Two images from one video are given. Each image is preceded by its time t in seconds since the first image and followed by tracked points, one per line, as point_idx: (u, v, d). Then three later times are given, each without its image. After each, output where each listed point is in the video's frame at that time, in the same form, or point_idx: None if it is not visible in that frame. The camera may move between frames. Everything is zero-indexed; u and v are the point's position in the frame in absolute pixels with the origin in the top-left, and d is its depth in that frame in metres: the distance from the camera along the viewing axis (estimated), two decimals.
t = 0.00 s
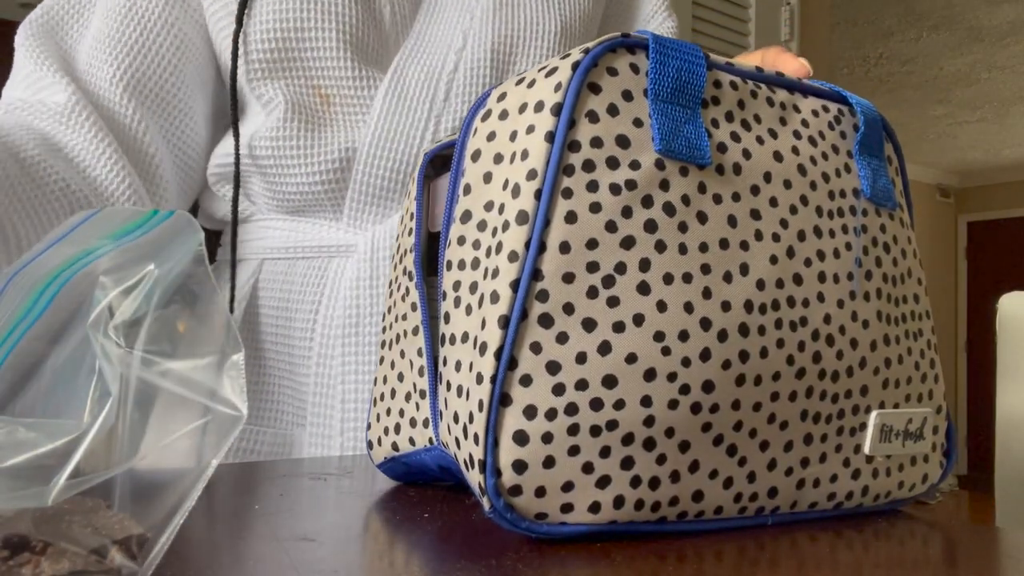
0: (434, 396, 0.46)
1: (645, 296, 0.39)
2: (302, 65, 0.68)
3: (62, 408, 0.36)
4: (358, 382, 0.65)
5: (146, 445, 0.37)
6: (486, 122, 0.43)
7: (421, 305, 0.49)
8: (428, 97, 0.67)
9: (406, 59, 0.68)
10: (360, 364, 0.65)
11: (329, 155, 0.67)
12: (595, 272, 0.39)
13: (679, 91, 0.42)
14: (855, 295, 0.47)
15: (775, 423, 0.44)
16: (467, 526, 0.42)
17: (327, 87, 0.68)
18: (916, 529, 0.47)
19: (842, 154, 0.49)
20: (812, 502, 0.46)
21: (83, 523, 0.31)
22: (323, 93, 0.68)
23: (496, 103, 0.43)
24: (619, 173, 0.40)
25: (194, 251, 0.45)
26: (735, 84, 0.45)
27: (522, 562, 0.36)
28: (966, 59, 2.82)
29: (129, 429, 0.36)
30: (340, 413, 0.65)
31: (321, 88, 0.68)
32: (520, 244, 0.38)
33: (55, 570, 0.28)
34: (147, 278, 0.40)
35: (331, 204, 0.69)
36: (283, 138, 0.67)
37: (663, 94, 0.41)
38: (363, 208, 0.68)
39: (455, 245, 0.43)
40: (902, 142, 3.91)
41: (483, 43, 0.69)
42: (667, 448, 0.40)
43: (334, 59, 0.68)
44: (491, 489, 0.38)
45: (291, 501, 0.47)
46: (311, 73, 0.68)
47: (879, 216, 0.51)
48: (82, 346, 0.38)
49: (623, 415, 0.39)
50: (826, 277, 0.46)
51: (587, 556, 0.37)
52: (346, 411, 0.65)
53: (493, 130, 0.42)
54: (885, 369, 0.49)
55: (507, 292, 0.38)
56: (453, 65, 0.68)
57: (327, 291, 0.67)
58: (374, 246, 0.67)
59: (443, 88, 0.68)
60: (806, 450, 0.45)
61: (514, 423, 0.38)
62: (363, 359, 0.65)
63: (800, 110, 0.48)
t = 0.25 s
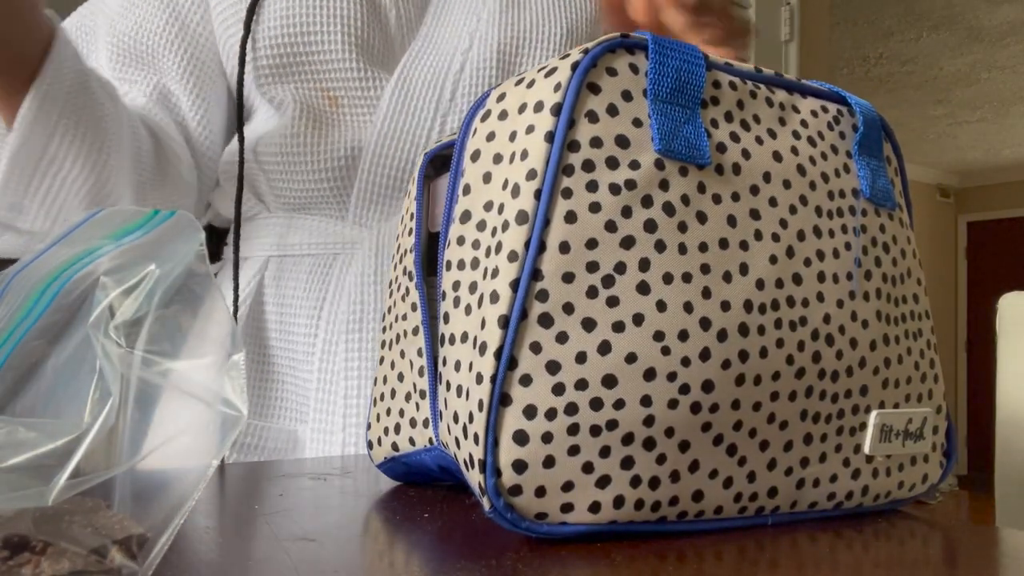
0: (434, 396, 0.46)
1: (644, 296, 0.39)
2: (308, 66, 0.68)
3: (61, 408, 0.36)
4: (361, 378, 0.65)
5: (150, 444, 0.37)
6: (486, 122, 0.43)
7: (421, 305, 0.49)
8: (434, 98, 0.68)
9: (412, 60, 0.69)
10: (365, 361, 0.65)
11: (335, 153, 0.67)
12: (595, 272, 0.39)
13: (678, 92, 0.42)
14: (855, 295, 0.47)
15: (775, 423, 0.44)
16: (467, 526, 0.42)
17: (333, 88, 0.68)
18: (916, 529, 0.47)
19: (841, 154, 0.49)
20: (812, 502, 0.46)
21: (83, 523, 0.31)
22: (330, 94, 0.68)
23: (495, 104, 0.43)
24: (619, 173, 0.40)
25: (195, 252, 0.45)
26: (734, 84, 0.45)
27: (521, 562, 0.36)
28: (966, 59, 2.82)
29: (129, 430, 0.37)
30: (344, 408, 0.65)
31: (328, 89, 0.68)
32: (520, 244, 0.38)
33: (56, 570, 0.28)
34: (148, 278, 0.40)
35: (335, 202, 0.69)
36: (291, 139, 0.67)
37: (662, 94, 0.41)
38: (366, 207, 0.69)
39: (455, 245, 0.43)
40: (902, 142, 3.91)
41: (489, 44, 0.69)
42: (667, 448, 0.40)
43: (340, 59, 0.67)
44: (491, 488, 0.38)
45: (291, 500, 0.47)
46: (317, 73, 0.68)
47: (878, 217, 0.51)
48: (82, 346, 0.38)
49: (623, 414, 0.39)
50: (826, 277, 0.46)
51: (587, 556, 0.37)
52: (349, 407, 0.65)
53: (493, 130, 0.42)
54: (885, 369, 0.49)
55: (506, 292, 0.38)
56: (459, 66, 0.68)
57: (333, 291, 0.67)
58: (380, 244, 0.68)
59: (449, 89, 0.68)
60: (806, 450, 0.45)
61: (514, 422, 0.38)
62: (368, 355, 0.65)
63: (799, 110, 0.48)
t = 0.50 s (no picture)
0: (434, 396, 0.46)
1: (644, 296, 0.39)
2: (314, 68, 0.68)
3: (61, 408, 0.36)
4: (366, 373, 0.65)
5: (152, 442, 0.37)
6: (486, 122, 0.43)
7: (420, 305, 0.49)
8: (437, 96, 0.69)
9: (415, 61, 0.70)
10: (370, 357, 0.65)
11: (340, 150, 0.67)
12: (594, 272, 0.39)
13: (678, 92, 0.42)
14: (855, 294, 0.47)
15: (775, 423, 0.44)
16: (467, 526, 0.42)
17: (341, 90, 0.69)
18: (916, 529, 0.47)
19: (840, 154, 0.49)
20: (812, 502, 0.46)
21: (83, 523, 0.31)
22: (336, 95, 0.69)
23: (494, 104, 0.43)
24: (618, 173, 0.40)
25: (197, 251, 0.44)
26: (734, 84, 0.45)
27: (522, 562, 0.36)
28: (966, 59, 2.82)
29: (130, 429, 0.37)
30: (349, 403, 0.65)
31: (336, 92, 0.69)
32: (519, 244, 0.38)
33: (56, 570, 0.28)
34: (148, 278, 0.40)
35: (341, 200, 0.69)
36: (300, 140, 0.67)
37: (661, 94, 0.41)
38: (372, 203, 0.68)
39: (455, 246, 0.43)
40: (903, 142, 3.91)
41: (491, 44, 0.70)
42: (667, 448, 0.40)
43: (347, 62, 0.68)
44: (491, 488, 0.38)
45: (292, 500, 0.47)
46: (322, 75, 0.69)
47: (878, 217, 0.51)
48: (83, 346, 0.38)
49: (623, 414, 0.39)
50: (825, 277, 0.46)
51: (587, 556, 0.37)
52: (354, 402, 0.65)
53: (493, 130, 0.42)
54: (884, 369, 0.49)
55: (506, 292, 0.38)
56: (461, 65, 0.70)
57: (339, 288, 0.67)
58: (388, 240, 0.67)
59: (451, 87, 0.69)
60: (806, 450, 0.45)
61: (514, 422, 0.38)
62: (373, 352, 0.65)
63: (799, 110, 0.48)
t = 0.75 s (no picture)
0: (434, 397, 0.46)
1: (644, 296, 0.39)
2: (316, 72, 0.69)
3: (62, 408, 0.36)
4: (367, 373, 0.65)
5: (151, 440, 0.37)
6: (486, 122, 0.43)
7: (421, 305, 0.49)
8: (438, 97, 0.69)
9: (416, 62, 0.70)
10: (371, 356, 0.64)
11: (341, 150, 0.67)
12: (594, 272, 0.39)
13: (678, 92, 0.42)
14: (855, 294, 0.47)
15: (775, 423, 0.44)
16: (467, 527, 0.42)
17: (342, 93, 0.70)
18: (916, 529, 0.47)
19: (840, 154, 0.49)
20: (812, 503, 0.46)
21: (83, 523, 0.31)
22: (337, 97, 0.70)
23: (494, 104, 0.43)
24: (618, 173, 0.40)
25: (197, 250, 0.44)
26: (734, 84, 0.45)
27: (522, 562, 0.36)
28: (966, 59, 2.82)
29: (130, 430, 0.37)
30: (349, 403, 0.64)
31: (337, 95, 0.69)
32: (519, 244, 0.38)
33: (56, 571, 0.28)
34: (149, 278, 0.40)
35: (342, 200, 0.68)
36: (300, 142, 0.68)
37: (661, 95, 0.41)
38: (374, 202, 0.68)
39: (455, 246, 0.43)
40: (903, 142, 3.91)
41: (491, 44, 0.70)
42: (666, 448, 0.40)
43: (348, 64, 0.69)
44: (491, 488, 0.38)
45: (292, 500, 0.47)
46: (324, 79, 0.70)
47: (878, 217, 0.51)
48: (83, 346, 0.38)
49: (623, 414, 0.39)
50: (825, 277, 0.46)
51: (587, 556, 0.37)
52: (355, 402, 0.64)
53: (493, 130, 0.42)
54: (884, 369, 0.49)
55: (506, 292, 0.38)
56: (461, 67, 0.70)
57: (340, 287, 0.67)
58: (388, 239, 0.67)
59: (452, 87, 0.69)
60: (806, 450, 0.45)
61: (514, 422, 0.38)
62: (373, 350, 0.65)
63: (799, 110, 0.48)
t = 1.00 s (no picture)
0: (434, 396, 0.46)
1: (644, 296, 0.39)
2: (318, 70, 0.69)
3: (62, 408, 0.36)
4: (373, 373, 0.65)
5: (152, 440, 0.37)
6: (486, 122, 0.43)
7: (421, 304, 0.49)
8: (441, 97, 0.69)
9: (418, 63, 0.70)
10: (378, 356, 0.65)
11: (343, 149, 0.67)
12: (594, 272, 0.39)
13: (678, 92, 0.42)
14: (855, 294, 0.47)
15: (775, 423, 0.44)
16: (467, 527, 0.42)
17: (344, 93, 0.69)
18: (916, 529, 0.47)
19: (840, 154, 0.49)
20: (812, 503, 0.46)
21: (83, 523, 0.31)
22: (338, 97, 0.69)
23: (494, 104, 0.43)
24: (618, 173, 0.40)
25: (197, 251, 0.43)
26: (733, 84, 0.45)
27: (522, 562, 0.36)
28: (966, 59, 2.82)
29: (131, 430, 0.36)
30: (356, 403, 0.65)
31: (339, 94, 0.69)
32: (519, 244, 0.38)
33: (55, 570, 0.28)
34: (149, 278, 0.40)
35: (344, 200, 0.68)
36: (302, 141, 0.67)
37: (661, 95, 0.41)
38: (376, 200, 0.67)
39: (455, 246, 0.43)
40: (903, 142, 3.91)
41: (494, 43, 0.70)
42: (666, 448, 0.40)
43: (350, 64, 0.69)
44: (491, 488, 0.38)
45: (292, 500, 0.47)
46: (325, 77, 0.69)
47: (878, 217, 0.51)
48: (82, 347, 0.37)
49: (623, 414, 0.39)
50: (825, 277, 0.46)
51: (587, 556, 0.37)
52: (362, 402, 0.65)
53: (493, 130, 0.42)
54: (884, 369, 0.49)
55: (506, 292, 0.38)
56: (464, 66, 0.70)
57: (343, 288, 0.66)
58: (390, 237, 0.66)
59: (455, 87, 0.69)
60: (806, 450, 0.45)
61: (514, 422, 0.38)
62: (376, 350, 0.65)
63: (798, 110, 0.48)
